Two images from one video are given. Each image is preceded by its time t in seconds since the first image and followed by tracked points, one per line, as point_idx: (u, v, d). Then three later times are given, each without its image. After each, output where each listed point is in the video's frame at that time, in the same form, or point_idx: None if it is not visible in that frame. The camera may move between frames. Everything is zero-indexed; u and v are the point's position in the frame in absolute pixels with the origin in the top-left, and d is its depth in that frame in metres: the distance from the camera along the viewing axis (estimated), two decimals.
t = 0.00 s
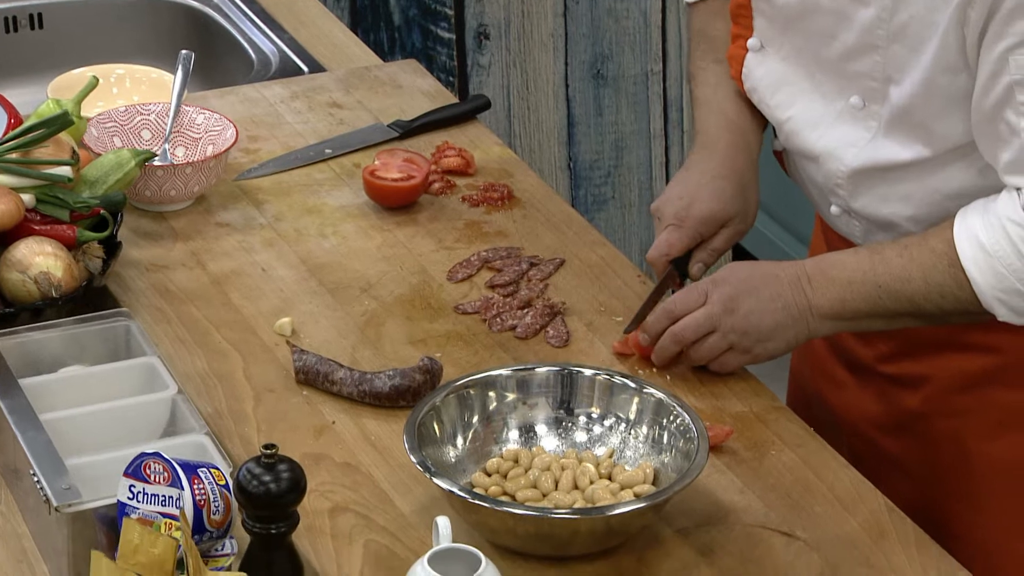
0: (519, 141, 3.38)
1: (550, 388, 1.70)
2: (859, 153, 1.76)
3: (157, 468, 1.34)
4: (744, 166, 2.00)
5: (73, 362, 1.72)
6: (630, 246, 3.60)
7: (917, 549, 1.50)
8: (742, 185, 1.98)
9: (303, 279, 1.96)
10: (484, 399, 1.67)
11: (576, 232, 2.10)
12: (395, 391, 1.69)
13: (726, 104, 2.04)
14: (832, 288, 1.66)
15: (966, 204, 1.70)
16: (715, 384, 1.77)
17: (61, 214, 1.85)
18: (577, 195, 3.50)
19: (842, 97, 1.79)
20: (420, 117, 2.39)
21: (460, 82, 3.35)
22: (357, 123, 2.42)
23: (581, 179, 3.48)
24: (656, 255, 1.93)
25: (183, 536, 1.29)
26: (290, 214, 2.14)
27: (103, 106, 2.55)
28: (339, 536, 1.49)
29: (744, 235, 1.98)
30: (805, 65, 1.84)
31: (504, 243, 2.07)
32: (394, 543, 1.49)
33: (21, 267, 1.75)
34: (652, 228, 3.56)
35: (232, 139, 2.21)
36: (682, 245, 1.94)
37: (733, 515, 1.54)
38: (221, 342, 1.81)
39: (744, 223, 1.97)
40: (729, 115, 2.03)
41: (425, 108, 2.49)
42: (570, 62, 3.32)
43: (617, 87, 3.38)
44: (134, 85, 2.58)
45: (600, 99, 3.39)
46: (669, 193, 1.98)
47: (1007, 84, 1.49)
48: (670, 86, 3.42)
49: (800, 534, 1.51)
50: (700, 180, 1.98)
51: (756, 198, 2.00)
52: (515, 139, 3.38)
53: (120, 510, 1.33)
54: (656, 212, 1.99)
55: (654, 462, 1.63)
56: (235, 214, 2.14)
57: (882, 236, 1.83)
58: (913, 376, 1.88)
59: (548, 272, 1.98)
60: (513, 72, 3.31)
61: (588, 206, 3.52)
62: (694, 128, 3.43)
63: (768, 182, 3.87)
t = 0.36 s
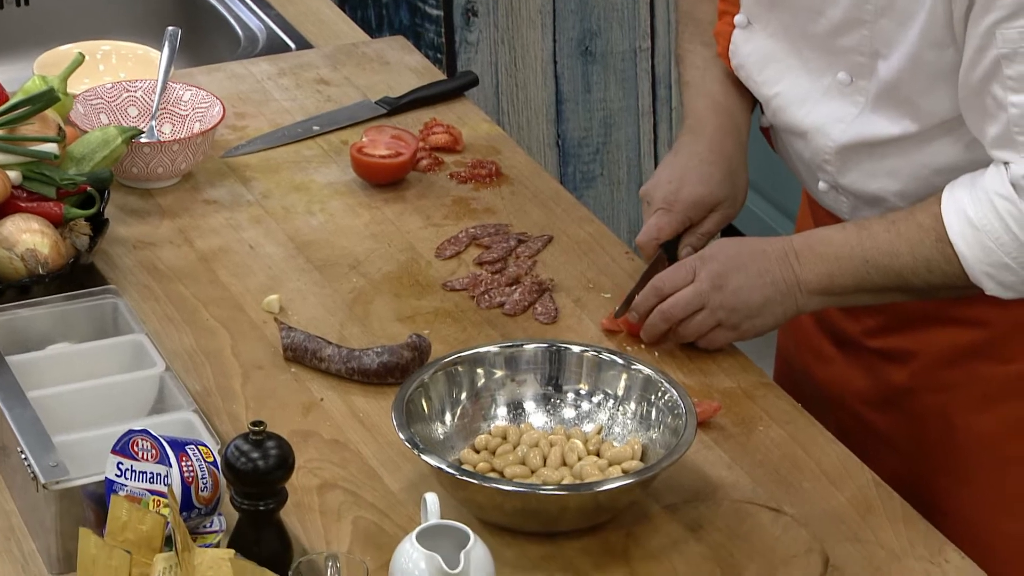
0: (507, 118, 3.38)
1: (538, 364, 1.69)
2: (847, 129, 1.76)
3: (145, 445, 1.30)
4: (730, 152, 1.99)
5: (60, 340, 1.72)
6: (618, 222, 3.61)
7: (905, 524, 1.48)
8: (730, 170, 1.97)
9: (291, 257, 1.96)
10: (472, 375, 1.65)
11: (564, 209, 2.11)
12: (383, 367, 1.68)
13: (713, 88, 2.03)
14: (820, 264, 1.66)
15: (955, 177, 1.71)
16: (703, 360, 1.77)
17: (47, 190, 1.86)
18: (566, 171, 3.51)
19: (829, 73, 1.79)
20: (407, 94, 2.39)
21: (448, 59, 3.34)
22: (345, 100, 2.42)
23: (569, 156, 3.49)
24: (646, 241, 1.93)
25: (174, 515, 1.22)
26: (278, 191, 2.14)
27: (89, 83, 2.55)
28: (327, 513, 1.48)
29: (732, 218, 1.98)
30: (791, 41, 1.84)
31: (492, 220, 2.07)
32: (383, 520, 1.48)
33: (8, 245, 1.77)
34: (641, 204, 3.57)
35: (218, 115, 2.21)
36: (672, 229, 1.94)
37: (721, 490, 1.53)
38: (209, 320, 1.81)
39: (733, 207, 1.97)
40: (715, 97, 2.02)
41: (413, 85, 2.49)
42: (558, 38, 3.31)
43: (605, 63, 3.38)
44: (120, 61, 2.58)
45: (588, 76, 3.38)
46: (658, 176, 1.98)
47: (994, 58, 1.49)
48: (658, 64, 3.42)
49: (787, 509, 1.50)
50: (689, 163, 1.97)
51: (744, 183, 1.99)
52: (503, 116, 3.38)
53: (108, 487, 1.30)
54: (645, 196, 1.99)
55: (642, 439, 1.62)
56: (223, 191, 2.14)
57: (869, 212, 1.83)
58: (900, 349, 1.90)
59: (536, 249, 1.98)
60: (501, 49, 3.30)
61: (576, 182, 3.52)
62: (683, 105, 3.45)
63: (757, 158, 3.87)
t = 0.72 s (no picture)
0: (499, 100, 3.37)
1: (530, 346, 1.68)
2: (839, 111, 1.76)
3: (136, 428, 1.29)
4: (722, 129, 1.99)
5: (51, 323, 1.72)
6: (610, 205, 3.60)
7: (897, 505, 1.48)
8: (719, 157, 1.96)
9: (283, 240, 1.96)
10: (464, 358, 1.65)
11: (556, 192, 2.11)
12: (375, 350, 1.68)
13: (703, 76, 2.03)
14: (809, 247, 1.66)
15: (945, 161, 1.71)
16: (695, 343, 1.77)
17: (38, 172, 1.87)
18: (558, 154, 3.51)
19: (821, 56, 1.80)
20: (399, 76, 2.39)
21: (439, 42, 3.32)
22: (337, 83, 2.42)
23: (561, 138, 3.49)
24: (632, 231, 1.91)
25: (165, 497, 1.19)
26: (269, 173, 2.14)
27: (79, 66, 2.55)
28: (320, 495, 1.47)
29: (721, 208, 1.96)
30: (783, 23, 1.83)
31: (484, 203, 2.07)
32: (375, 502, 1.46)
33: None
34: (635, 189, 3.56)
35: (210, 98, 2.21)
36: (660, 220, 1.92)
37: (712, 472, 1.53)
38: (201, 304, 1.81)
39: (721, 198, 1.95)
40: (705, 85, 2.02)
41: (405, 68, 2.49)
42: (552, 21, 3.32)
43: (598, 46, 3.38)
44: (111, 44, 2.57)
45: (581, 58, 3.39)
46: (650, 164, 1.96)
47: (985, 41, 1.49)
48: (650, 46, 3.43)
49: (779, 491, 1.50)
50: (679, 153, 1.96)
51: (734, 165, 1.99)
52: (495, 98, 3.38)
53: (99, 470, 1.28)
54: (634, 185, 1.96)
55: (634, 420, 1.61)
56: (214, 174, 2.14)
57: (860, 195, 1.83)
58: (890, 332, 1.90)
59: (528, 232, 1.98)
60: (493, 32, 3.31)
61: (569, 165, 3.53)
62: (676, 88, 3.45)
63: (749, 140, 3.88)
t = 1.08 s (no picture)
0: (498, 97, 3.37)
1: (530, 342, 1.68)
2: (835, 103, 1.76)
3: (136, 424, 1.29)
4: (718, 122, 1.99)
5: (50, 320, 1.72)
6: (610, 201, 3.60)
7: (895, 502, 1.48)
8: (717, 154, 1.96)
9: (282, 236, 1.96)
10: (463, 354, 1.65)
11: (555, 188, 2.11)
12: (374, 346, 1.68)
13: (698, 65, 2.03)
14: (808, 240, 1.66)
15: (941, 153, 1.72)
16: (694, 339, 1.78)
17: (38, 169, 1.87)
18: (557, 150, 3.50)
19: (816, 47, 1.79)
20: (398, 72, 2.39)
21: (439, 38, 3.32)
22: (336, 79, 2.42)
23: (559, 135, 3.48)
24: (636, 233, 1.92)
25: (165, 493, 1.19)
26: (269, 170, 2.14)
27: (78, 62, 2.56)
28: (319, 492, 1.47)
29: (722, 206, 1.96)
30: (779, 14, 1.82)
31: (483, 199, 2.07)
32: (374, 498, 1.46)
33: None
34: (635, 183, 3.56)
35: (209, 94, 2.21)
36: (662, 218, 1.92)
37: (712, 469, 1.53)
38: (200, 300, 1.81)
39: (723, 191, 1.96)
40: (701, 73, 2.02)
41: (404, 64, 2.49)
42: (551, 17, 3.32)
43: (597, 41, 3.39)
44: (110, 40, 2.57)
45: (580, 55, 3.39)
46: (649, 163, 1.95)
47: (981, 35, 1.49)
48: (649, 42, 3.43)
49: (778, 487, 1.50)
50: (677, 151, 1.95)
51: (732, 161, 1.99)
52: (495, 95, 3.37)
53: (98, 466, 1.27)
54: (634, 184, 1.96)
55: (633, 417, 1.61)
56: (214, 170, 2.13)
57: (859, 188, 1.83)
58: (886, 327, 1.90)
59: (527, 228, 1.98)
60: (492, 28, 3.31)
61: (568, 161, 3.52)
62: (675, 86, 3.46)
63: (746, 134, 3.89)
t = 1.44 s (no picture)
0: (498, 94, 3.37)
1: (530, 341, 1.68)
2: (829, 90, 1.77)
3: (136, 422, 1.29)
4: (727, 125, 1.99)
5: (51, 318, 1.72)
6: (610, 199, 3.60)
7: (895, 500, 1.48)
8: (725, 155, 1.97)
9: (282, 234, 1.96)
10: (463, 352, 1.65)
11: (555, 186, 2.11)
12: (374, 345, 1.68)
13: (710, 70, 2.03)
14: (810, 240, 1.66)
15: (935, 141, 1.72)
16: (694, 337, 1.78)
17: (38, 167, 1.87)
18: (557, 148, 3.50)
19: (811, 34, 1.79)
20: (398, 71, 2.39)
21: (439, 36, 3.33)
22: (336, 77, 2.42)
23: (560, 133, 3.48)
24: (637, 233, 1.92)
25: (165, 491, 1.19)
26: (269, 168, 2.14)
27: (78, 60, 2.56)
28: (319, 490, 1.47)
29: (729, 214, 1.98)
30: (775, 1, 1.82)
31: (483, 197, 2.07)
32: (374, 497, 1.46)
33: None
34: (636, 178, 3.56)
35: (209, 92, 2.22)
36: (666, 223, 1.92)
37: (712, 467, 1.53)
38: (200, 298, 1.81)
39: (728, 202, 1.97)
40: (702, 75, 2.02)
41: (404, 62, 2.49)
42: (551, 15, 3.32)
43: (597, 40, 3.39)
44: (110, 38, 2.58)
45: (580, 53, 3.39)
46: (656, 171, 1.96)
47: (978, 21, 1.48)
48: (649, 40, 3.43)
49: (779, 485, 1.50)
50: (687, 160, 1.95)
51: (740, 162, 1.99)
52: (495, 93, 3.37)
53: (98, 464, 1.27)
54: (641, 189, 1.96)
55: (633, 415, 1.61)
56: (213, 168, 2.14)
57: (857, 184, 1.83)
58: (881, 321, 1.90)
59: (527, 227, 1.98)
60: (492, 26, 3.31)
61: (568, 160, 3.52)
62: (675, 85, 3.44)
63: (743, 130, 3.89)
